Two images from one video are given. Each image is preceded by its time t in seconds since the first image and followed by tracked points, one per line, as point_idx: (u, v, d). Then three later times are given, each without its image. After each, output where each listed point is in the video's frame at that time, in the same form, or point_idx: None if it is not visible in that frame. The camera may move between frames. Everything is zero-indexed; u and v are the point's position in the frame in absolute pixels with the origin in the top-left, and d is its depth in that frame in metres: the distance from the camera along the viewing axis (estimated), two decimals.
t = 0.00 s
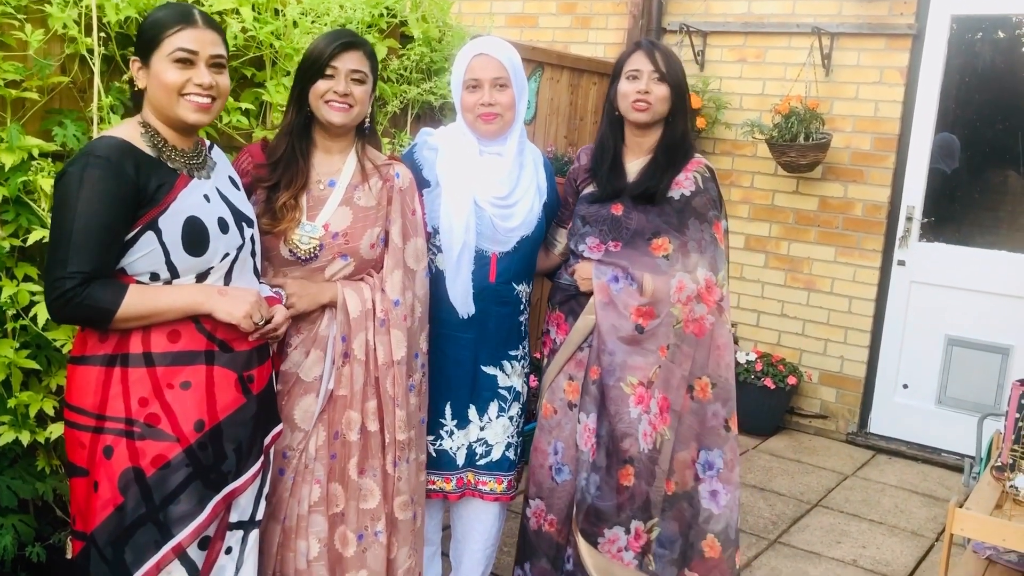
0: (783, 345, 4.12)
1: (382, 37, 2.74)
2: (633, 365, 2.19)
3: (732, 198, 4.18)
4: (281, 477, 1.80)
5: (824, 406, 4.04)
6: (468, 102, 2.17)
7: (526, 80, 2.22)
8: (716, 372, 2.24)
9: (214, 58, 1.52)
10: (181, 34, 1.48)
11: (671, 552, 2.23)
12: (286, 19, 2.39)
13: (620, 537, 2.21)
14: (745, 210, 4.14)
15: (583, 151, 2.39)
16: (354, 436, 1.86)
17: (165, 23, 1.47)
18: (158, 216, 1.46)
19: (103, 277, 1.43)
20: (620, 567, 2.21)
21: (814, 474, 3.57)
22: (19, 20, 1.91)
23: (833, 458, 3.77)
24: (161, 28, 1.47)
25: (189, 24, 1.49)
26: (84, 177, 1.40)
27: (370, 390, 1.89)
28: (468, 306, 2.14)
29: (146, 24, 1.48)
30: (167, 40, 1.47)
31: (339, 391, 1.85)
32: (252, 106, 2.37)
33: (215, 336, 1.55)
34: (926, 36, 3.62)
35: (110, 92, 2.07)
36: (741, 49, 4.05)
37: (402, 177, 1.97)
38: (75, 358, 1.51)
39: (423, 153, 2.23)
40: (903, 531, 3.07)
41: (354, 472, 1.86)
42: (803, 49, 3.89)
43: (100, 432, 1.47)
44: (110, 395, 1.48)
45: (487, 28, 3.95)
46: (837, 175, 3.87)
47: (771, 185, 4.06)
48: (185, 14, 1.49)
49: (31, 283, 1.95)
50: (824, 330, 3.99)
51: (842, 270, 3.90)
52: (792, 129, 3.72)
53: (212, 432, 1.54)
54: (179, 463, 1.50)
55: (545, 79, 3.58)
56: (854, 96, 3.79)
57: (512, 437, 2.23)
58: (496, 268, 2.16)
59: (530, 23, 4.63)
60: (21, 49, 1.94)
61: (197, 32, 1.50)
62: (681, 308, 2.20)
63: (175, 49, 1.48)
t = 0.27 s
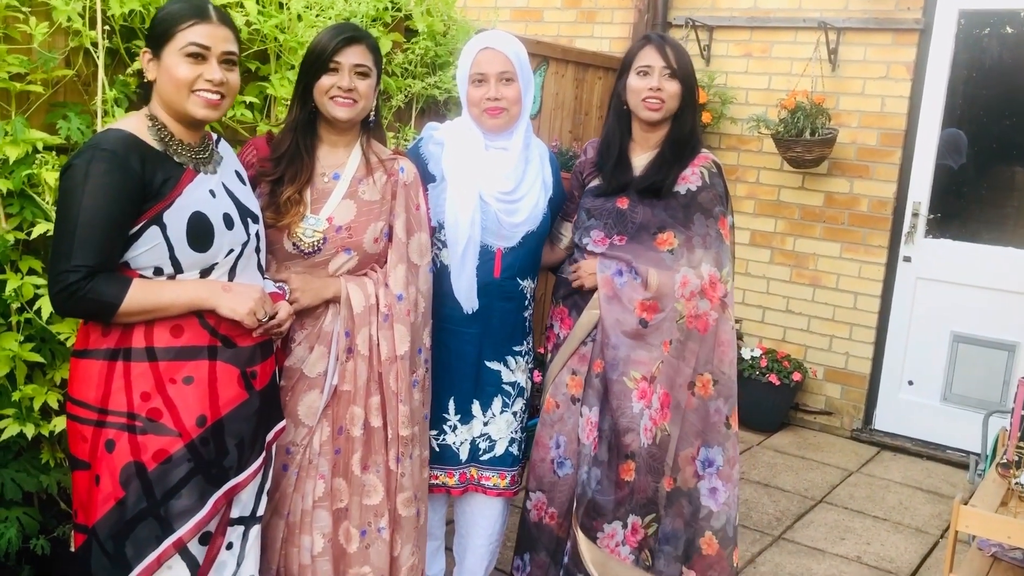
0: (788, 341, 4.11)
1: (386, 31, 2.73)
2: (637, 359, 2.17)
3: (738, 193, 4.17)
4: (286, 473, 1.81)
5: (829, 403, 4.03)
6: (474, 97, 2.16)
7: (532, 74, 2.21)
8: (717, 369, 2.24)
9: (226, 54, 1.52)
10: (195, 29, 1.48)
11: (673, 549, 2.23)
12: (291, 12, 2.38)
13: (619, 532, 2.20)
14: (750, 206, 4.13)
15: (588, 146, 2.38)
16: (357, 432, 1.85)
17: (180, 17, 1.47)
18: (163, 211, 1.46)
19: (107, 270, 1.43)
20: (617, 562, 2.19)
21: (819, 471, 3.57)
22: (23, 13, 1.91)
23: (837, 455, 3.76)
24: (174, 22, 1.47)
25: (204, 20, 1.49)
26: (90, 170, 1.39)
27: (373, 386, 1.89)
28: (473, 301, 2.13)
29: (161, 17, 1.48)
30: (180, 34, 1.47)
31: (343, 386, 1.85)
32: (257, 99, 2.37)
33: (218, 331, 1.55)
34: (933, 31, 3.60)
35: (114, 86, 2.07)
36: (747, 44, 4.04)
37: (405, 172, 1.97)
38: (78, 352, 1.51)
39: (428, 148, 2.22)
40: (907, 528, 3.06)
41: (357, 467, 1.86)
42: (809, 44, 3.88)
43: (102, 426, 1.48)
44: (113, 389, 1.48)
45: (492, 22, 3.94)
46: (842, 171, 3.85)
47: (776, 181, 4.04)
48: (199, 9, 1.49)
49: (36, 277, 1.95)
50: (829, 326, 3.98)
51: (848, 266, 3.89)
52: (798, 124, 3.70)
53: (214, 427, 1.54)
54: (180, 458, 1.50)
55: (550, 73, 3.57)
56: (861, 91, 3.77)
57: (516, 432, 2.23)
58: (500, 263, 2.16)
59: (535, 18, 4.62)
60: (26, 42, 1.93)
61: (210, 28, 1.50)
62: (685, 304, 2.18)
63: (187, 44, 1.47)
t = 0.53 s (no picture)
0: (795, 340, 4.10)
1: (394, 28, 2.74)
2: (648, 356, 2.18)
3: (745, 192, 4.16)
4: (289, 470, 1.81)
5: (835, 402, 4.02)
6: (482, 95, 2.16)
7: (540, 73, 2.21)
8: (725, 366, 2.24)
9: (242, 55, 1.52)
10: (211, 29, 1.48)
11: (683, 544, 2.25)
12: (299, 10, 2.39)
13: (631, 530, 2.22)
14: (757, 205, 4.13)
15: (595, 142, 2.39)
16: (363, 429, 1.86)
17: (197, 16, 1.47)
18: (174, 208, 1.47)
19: (117, 267, 1.43)
20: (628, 559, 2.21)
21: (825, 470, 3.56)
22: (33, 10, 1.92)
23: (844, 454, 3.76)
24: (191, 21, 1.47)
25: (221, 20, 1.49)
26: (102, 166, 1.40)
27: (379, 382, 1.89)
28: (479, 299, 2.13)
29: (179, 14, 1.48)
30: (197, 34, 1.47)
31: (348, 384, 1.86)
32: (265, 96, 2.38)
33: (226, 329, 1.56)
34: (943, 31, 3.59)
35: (123, 83, 2.08)
36: (756, 42, 4.03)
37: (412, 169, 1.96)
38: (85, 348, 1.51)
39: (435, 146, 2.23)
40: (914, 528, 3.06)
41: (362, 464, 1.86)
42: (818, 43, 3.87)
43: (108, 422, 1.48)
44: (120, 385, 1.48)
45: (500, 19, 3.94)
46: (850, 170, 3.84)
47: (784, 180, 4.04)
48: (217, 9, 1.49)
49: (44, 272, 1.96)
50: (837, 325, 3.97)
51: (855, 266, 3.88)
52: (806, 123, 3.69)
53: (221, 425, 1.54)
54: (186, 456, 1.50)
55: (558, 71, 3.57)
56: (869, 90, 3.76)
57: (521, 431, 2.23)
58: (507, 261, 2.16)
59: (543, 15, 4.62)
60: (35, 39, 1.94)
61: (227, 28, 1.50)
62: (694, 301, 2.20)
63: (203, 44, 1.48)
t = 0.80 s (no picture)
0: (804, 341, 4.09)
1: (404, 29, 2.74)
2: (662, 362, 2.15)
3: (755, 193, 4.15)
4: (297, 469, 1.81)
5: (845, 404, 4.01)
6: (492, 96, 2.16)
7: (550, 74, 2.21)
8: (726, 368, 2.24)
9: (255, 56, 1.52)
10: (226, 29, 1.48)
11: (692, 549, 2.27)
12: (309, 10, 2.39)
13: (652, 541, 2.18)
14: (767, 206, 4.12)
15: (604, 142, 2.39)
16: (372, 429, 1.86)
17: (212, 17, 1.48)
18: (188, 207, 1.47)
19: (131, 265, 1.43)
20: (651, 573, 2.16)
21: (834, 472, 3.55)
22: (45, 10, 1.93)
23: (853, 456, 3.75)
24: (206, 22, 1.48)
25: (236, 21, 1.49)
26: (118, 164, 1.40)
27: (388, 382, 1.89)
28: (487, 300, 2.13)
29: (195, 15, 1.48)
30: (212, 35, 1.48)
31: (357, 383, 1.86)
32: (275, 97, 2.38)
33: (238, 329, 1.56)
34: (954, 31, 3.57)
35: (134, 83, 2.09)
36: (765, 43, 4.03)
37: (421, 169, 1.97)
38: (97, 347, 1.52)
39: (444, 146, 2.23)
40: (924, 531, 3.04)
41: (371, 464, 1.86)
42: (828, 44, 3.86)
43: (120, 421, 1.48)
44: (131, 384, 1.49)
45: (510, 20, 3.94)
46: (860, 171, 3.83)
47: (794, 181, 4.03)
48: (232, 10, 1.50)
49: (54, 271, 1.97)
50: (846, 327, 3.96)
51: (865, 267, 3.87)
52: (816, 124, 3.69)
53: (232, 425, 1.55)
54: (197, 455, 1.50)
55: (567, 72, 3.56)
56: (879, 91, 3.75)
57: (529, 432, 2.23)
58: (516, 262, 2.15)
59: (553, 16, 4.62)
60: (46, 39, 1.95)
61: (242, 29, 1.50)
62: (695, 305, 2.17)
63: (218, 45, 1.48)
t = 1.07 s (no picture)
0: (815, 348, 4.08)
1: (414, 35, 2.75)
2: (648, 369, 2.15)
3: (765, 199, 4.14)
4: (305, 475, 1.81)
5: (856, 411, 3.99)
6: (501, 102, 2.16)
7: (559, 80, 2.21)
8: (727, 377, 2.23)
9: (269, 65, 1.53)
10: (240, 37, 1.49)
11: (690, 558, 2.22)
12: (319, 16, 2.40)
13: (650, 551, 2.13)
14: (778, 212, 4.11)
15: (604, 148, 2.38)
16: (381, 435, 1.86)
17: (226, 24, 1.49)
18: (200, 213, 1.47)
19: (142, 271, 1.44)
20: None
21: (845, 480, 3.53)
22: (57, 16, 1.94)
23: (864, 464, 3.73)
24: (220, 29, 1.48)
25: (250, 29, 1.50)
26: (130, 169, 1.40)
27: (397, 389, 1.89)
28: (497, 306, 2.13)
29: (210, 23, 1.49)
30: (226, 43, 1.48)
31: (366, 390, 1.86)
32: (285, 103, 2.39)
33: (248, 335, 1.57)
34: (966, 37, 3.56)
35: (144, 88, 2.10)
36: (776, 49, 4.02)
37: (431, 176, 1.97)
38: (108, 352, 1.52)
39: (454, 153, 2.23)
40: (935, 539, 3.03)
41: (380, 471, 1.86)
42: (839, 49, 3.85)
43: (130, 427, 1.49)
44: (142, 390, 1.49)
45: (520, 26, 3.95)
46: (871, 177, 3.82)
47: (804, 187, 4.01)
48: (246, 18, 1.50)
49: (65, 276, 1.98)
50: (857, 333, 3.94)
51: (876, 274, 3.85)
52: (826, 130, 3.67)
53: (242, 431, 1.55)
54: (207, 460, 1.51)
55: (577, 78, 3.56)
56: (890, 97, 3.74)
57: (537, 438, 2.23)
58: (525, 268, 2.15)
59: (563, 22, 4.63)
60: (58, 45, 1.96)
61: (256, 37, 1.51)
62: (693, 312, 2.18)
63: (231, 52, 1.49)
